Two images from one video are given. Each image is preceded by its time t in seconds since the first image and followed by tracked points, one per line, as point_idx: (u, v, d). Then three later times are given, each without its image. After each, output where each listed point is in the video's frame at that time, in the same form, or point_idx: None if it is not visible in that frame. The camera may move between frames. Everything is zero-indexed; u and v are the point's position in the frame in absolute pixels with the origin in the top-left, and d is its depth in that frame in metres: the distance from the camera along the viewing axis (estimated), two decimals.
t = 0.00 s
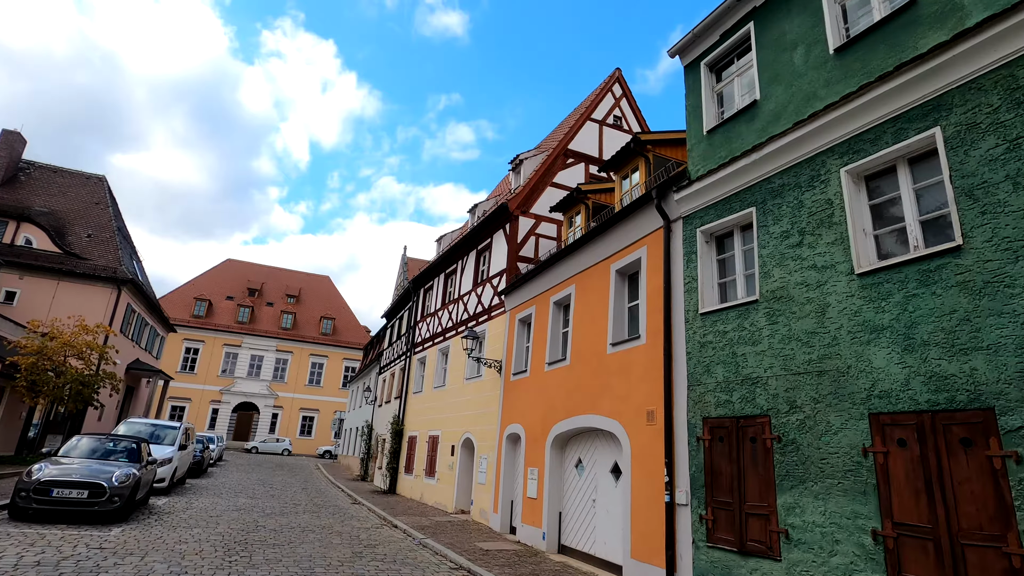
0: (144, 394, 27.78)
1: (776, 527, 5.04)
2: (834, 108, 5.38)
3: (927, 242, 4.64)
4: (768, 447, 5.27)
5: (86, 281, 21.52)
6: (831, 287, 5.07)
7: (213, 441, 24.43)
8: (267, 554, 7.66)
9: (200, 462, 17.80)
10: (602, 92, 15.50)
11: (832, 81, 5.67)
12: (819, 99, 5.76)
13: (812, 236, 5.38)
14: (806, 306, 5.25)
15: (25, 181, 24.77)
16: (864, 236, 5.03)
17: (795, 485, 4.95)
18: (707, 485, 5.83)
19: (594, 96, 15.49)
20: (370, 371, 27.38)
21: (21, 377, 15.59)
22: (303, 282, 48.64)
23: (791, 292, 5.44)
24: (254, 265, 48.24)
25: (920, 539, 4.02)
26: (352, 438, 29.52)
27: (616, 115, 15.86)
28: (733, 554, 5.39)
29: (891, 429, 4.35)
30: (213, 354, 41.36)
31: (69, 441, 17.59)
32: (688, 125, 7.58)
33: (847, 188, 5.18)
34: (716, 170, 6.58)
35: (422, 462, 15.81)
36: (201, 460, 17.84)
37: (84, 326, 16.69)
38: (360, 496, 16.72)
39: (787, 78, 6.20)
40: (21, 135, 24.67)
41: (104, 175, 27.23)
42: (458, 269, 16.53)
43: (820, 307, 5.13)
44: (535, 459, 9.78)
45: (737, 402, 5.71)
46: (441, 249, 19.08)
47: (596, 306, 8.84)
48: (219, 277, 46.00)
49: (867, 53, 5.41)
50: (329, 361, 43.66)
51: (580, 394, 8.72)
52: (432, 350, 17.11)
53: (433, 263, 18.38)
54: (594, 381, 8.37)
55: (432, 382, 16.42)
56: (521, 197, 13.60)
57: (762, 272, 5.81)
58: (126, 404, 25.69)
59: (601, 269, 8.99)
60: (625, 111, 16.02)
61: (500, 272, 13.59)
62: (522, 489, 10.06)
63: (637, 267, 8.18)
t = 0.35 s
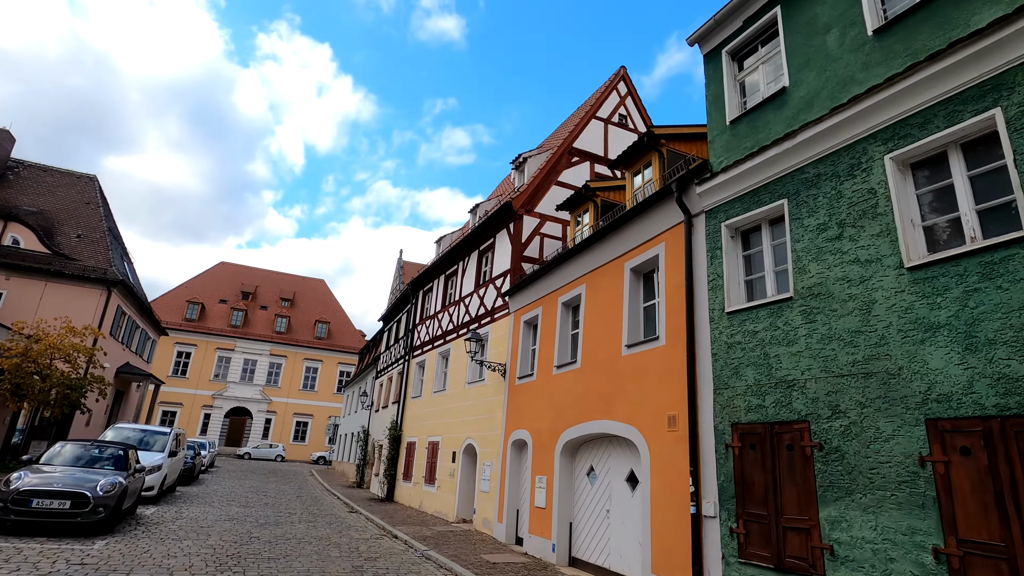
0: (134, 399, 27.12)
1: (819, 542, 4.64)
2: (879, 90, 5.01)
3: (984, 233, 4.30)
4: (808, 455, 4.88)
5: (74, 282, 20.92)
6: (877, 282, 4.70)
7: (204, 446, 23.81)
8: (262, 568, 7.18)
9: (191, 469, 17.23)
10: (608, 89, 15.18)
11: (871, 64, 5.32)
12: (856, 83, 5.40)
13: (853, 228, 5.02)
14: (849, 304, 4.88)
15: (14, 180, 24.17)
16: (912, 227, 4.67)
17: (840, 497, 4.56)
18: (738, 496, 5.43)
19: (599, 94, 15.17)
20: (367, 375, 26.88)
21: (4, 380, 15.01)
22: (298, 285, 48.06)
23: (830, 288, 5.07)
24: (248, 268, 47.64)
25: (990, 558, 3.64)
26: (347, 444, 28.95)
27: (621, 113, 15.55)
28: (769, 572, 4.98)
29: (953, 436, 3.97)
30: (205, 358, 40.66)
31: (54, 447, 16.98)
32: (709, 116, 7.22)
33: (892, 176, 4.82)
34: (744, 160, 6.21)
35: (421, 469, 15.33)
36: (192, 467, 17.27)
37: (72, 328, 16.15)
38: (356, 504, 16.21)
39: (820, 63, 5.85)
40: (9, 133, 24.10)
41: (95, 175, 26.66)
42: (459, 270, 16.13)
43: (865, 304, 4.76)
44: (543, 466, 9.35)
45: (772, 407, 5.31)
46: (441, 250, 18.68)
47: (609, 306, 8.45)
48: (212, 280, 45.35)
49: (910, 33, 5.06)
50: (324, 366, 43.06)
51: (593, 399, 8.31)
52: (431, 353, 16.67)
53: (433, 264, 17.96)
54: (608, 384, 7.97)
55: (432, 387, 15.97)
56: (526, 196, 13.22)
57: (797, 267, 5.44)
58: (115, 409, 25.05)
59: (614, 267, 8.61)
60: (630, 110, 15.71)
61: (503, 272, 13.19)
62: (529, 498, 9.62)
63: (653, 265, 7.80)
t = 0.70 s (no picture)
0: (127, 401, 26.50)
1: (878, 558, 4.11)
2: (942, 52, 4.48)
3: None
4: (862, 459, 4.35)
5: (65, 280, 20.34)
6: (942, 265, 4.19)
7: (198, 449, 23.21)
8: None
9: (183, 473, 16.64)
10: (615, 80, 14.72)
11: (926, 28, 4.81)
12: (909, 49, 4.89)
13: (910, 207, 4.51)
14: (908, 290, 4.36)
15: (4, 176, 23.59)
16: (980, 204, 4.17)
17: (904, 506, 4.04)
18: (779, 504, 4.90)
19: (607, 84, 14.68)
20: (366, 376, 26.30)
21: None
22: (295, 286, 47.48)
23: (885, 273, 4.55)
24: (245, 268, 47.06)
25: None
26: (344, 447, 28.35)
27: (629, 105, 15.06)
28: None
29: None
30: (201, 359, 40.04)
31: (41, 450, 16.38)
32: (735, 95, 6.70)
33: (956, 147, 4.32)
34: (779, 138, 5.69)
35: (422, 472, 14.79)
36: (184, 470, 16.69)
37: (59, 327, 15.59)
38: (355, 509, 15.66)
39: (864, 30, 5.34)
40: None
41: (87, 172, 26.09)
42: (461, 267, 15.60)
43: (928, 290, 4.24)
44: (553, 470, 8.82)
45: (817, 406, 4.79)
46: (443, 247, 18.15)
47: (625, 300, 7.93)
48: (208, 281, 44.74)
49: None
50: (322, 367, 42.47)
51: (608, 398, 7.79)
52: (432, 353, 16.13)
53: (435, 261, 17.42)
54: (625, 382, 7.44)
55: (433, 388, 15.43)
56: (532, 188, 12.71)
57: (843, 251, 4.92)
58: (107, 411, 24.44)
59: (629, 259, 8.09)
60: (638, 101, 15.22)
61: (508, 268, 12.66)
62: (538, 504, 9.09)
63: (674, 255, 7.29)
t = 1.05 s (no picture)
0: (121, 403, 25.96)
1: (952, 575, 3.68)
2: (1019, 13, 4.05)
3: None
4: (930, 464, 3.93)
5: (57, 279, 19.82)
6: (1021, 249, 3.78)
7: (194, 453, 22.69)
8: None
9: (177, 477, 16.13)
10: (625, 72, 14.32)
11: None
12: (971, 15, 4.48)
13: (979, 186, 4.10)
14: (980, 277, 3.94)
15: None
16: None
17: (982, 518, 3.62)
18: (830, 514, 4.47)
19: (616, 76, 14.28)
20: (365, 377, 25.82)
21: None
22: (293, 287, 46.96)
23: (951, 259, 4.13)
24: (242, 269, 46.53)
25: None
26: (343, 450, 27.84)
27: (639, 97, 14.65)
28: None
29: None
30: (197, 361, 39.47)
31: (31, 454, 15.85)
32: (768, 74, 6.27)
33: None
34: (823, 116, 5.26)
35: (425, 476, 14.33)
36: (179, 474, 16.17)
37: (50, 326, 15.08)
38: (356, 513, 15.18)
39: None
40: None
41: (81, 169, 25.57)
42: (465, 264, 15.15)
43: (1005, 276, 3.83)
44: (568, 474, 8.37)
45: (874, 405, 4.36)
46: (446, 245, 17.71)
47: (645, 294, 7.50)
48: (205, 281, 44.19)
49: None
50: (320, 369, 41.93)
51: (628, 397, 7.35)
52: (436, 352, 15.68)
53: (438, 258, 16.97)
54: (648, 381, 7.00)
55: (437, 388, 14.98)
56: (540, 181, 12.27)
57: (899, 236, 4.50)
58: (101, 413, 23.89)
59: (649, 250, 7.65)
60: (648, 94, 14.83)
61: (516, 264, 12.22)
62: (552, 510, 8.64)
63: (699, 245, 6.86)
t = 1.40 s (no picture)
0: (112, 404, 25.26)
1: None
2: None
3: None
4: None
5: (45, 275, 19.19)
6: None
7: (186, 455, 22.02)
8: None
9: (168, 481, 15.49)
10: (634, 60, 13.81)
11: None
12: None
13: None
14: None
15: None
16: None
17: None
18: (897, 524, 3.94)
19: (625, 64, 13.76)
20: (363, 378, 25.22)
21: None
22: (289, 287, 46.30)
23: None
24: (238, 269, 45.87)
25: None
26: (340, 452, 27.21)
27: (648, 87, 14.15)
28: None
29: None
30: (192, 362, 38.77)
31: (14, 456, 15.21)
32: (808, 43, 5.74)
33: None
34: (877, 81, 4.73)
35: (426, 479, 13.76)
36: (170, 478, 15.56)
37: (35, 323, 14.45)
38: (354, 518, 14.59)
39: None
40: None
41: (72, 164, 24.94)
42: (469, 259, 14.60)
43: None
44: (583, 478, 7.83)
45: (950, 401, 3.83)
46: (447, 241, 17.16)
47: (668, 284, 6.96)
48: (200, 281, 43.51)
49: None
50: (316, 370, 41.27)
51: (651, 396, 6.81)
52: (437, 351, 15.12)
53: (439, 254, 16.42)
54: (673, 378, 6.46)
55: (438, 388, 14.42)
56: (548, 171, 11.74)
57: (975, 211, 3.98)
58: (90, 415, 23.21)
59: (672, 238, 7.12)
60: (658, 83, 14.32)
61: (523, 257, 11.68)
62: (565, 517, 8.09)
63: (730, 230, 6.33)
